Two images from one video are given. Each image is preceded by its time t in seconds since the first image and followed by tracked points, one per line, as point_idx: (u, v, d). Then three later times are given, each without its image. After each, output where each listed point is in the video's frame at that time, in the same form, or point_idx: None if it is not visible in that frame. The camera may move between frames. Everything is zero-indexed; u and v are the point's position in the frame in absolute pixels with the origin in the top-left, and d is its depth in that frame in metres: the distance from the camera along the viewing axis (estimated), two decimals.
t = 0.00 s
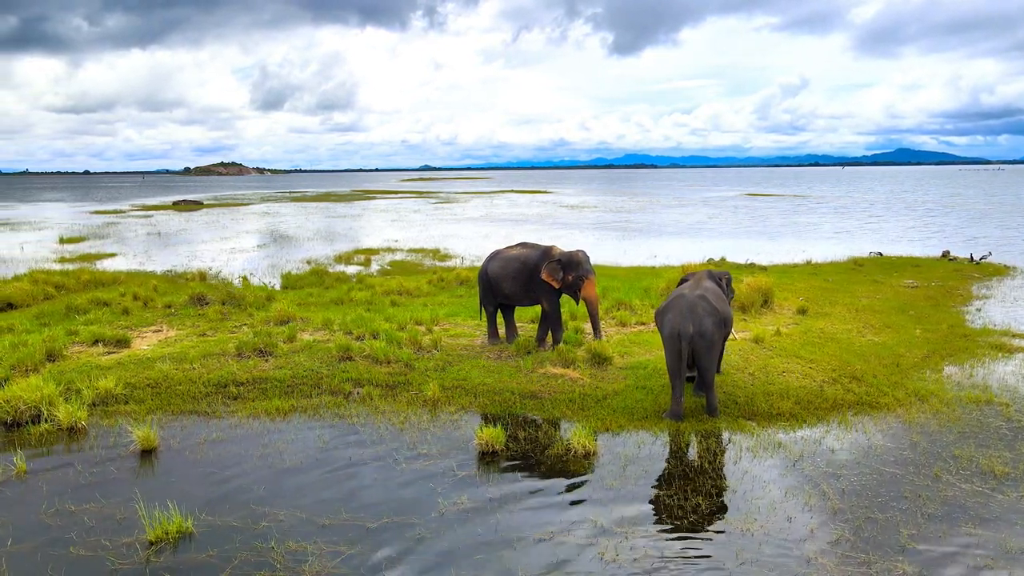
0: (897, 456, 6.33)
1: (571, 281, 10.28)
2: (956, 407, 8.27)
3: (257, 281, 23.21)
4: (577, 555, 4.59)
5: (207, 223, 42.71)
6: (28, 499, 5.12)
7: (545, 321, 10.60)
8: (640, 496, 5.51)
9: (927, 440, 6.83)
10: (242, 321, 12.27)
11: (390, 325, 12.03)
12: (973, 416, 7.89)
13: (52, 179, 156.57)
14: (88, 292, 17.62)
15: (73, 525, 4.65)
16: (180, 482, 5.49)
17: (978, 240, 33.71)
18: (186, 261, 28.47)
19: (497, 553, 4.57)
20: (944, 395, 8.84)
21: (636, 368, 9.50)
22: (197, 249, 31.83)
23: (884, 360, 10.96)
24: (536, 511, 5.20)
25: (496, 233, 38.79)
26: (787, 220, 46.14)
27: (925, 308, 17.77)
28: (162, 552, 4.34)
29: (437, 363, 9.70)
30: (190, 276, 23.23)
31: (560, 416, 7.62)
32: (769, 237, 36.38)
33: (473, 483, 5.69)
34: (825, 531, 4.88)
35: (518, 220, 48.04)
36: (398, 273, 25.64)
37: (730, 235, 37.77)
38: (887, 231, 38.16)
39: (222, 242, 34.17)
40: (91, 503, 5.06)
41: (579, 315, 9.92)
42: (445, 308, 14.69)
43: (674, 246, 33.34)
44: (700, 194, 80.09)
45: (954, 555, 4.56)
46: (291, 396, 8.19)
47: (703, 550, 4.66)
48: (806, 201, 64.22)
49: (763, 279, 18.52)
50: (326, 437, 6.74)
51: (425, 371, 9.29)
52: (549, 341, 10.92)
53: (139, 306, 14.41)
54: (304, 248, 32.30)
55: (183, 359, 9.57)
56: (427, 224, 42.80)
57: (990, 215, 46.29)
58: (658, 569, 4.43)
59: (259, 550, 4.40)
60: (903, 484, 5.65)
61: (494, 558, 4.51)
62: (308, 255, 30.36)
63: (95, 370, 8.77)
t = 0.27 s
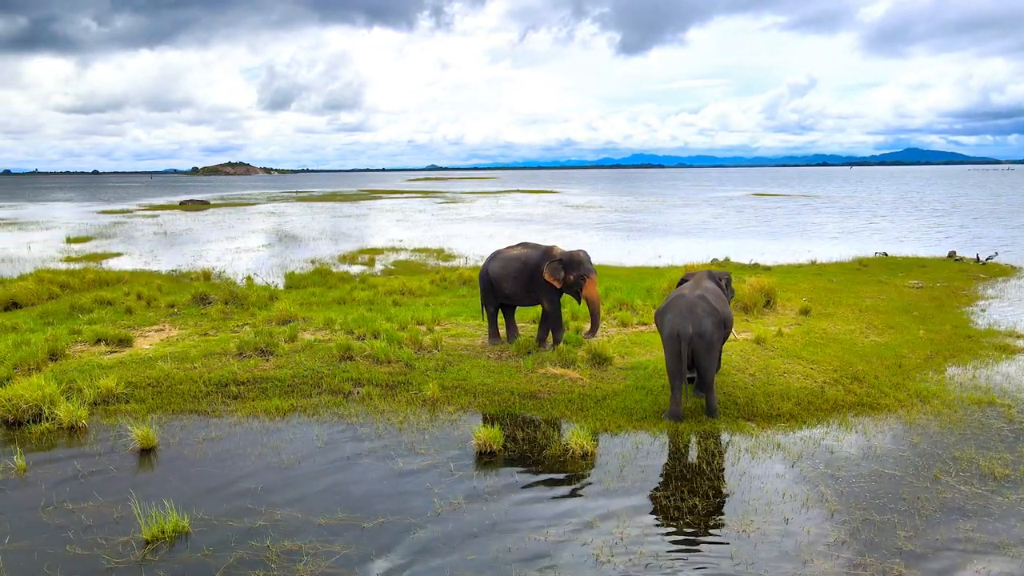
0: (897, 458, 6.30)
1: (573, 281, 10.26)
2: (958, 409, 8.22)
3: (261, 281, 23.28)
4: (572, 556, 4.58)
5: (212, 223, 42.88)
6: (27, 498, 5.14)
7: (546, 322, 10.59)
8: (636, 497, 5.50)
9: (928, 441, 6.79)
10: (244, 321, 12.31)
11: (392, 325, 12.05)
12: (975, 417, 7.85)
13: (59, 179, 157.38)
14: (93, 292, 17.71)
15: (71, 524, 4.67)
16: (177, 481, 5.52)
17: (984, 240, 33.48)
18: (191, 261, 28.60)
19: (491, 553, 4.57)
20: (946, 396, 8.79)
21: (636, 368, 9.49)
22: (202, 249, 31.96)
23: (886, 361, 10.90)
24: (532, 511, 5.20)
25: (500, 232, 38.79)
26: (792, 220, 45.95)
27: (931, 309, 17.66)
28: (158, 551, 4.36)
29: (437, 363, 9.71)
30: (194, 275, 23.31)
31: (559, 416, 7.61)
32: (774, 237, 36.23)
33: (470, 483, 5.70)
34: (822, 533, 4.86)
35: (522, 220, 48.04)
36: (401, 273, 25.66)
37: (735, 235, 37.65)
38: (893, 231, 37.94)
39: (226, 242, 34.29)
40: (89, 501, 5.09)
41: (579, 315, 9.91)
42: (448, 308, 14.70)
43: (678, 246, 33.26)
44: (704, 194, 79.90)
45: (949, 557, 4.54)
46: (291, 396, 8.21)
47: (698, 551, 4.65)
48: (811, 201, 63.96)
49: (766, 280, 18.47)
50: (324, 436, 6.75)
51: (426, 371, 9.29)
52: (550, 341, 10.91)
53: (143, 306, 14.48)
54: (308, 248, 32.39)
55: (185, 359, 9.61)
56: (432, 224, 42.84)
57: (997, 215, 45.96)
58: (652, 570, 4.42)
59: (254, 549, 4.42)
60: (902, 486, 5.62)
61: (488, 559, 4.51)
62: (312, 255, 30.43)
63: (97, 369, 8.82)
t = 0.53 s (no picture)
0: (896, 459, 6.27)
1: (574, 281, 10.27)
2: (960, 410, 8.18)
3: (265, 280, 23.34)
4: (567, 556, 4.58)
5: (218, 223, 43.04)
6: (25, 497, 5.17)
7: (546, 322, 10.58)
8: (633, 498, 5.50)
9: (929, 443, 6.75)
10: (246, 320, 12.35)
11: (393, 324, 12.07)
12: (976, 418, 7.81)
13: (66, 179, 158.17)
14: (98, 291, 17.78)
15: (68, 522, 4.70)
16: (175, 480, 5.54)
17: (991, 240, 33.30)
18: (197, 261, 28.71)
19: (486, 554, 4.58)
20: (949, 397, 8.74)
21: (636, 368, 9.47)
22: (207, 249, 32.08)
23: (889, 362, 10.85)
24: (528, 511, 5.20)
25: (504, 232, 38.79)
26: (797, 220, 45.79)
27: (936, 310, 17.58)
28: (155, 550, 4.38)
29: (437, 362, 9.72)
30: (198, 275, 23.39)
31: (558, 416, 7.61)
32: (778, 237, 36.12)
33: (466, 483, 5.71)
34: (818, 535, 4.85)
35: (527, 220, 48.06)
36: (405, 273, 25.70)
37: (739, 236, 37.56)
38: (898, 232, 37.76)
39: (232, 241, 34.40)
40: (87, 500, 5.11)
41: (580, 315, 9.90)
42: (450, 308, 14.72)
43: (682, 246, 33.19)
44: (709, 194, 79.73)
45: (947, 560, 4.52)
46: (291, 395, 8.23)
47: (693, 553, 4.65)
48: (817, 201, 63.72)
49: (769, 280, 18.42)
50: (323, 436, 6.77)
51: (426, 371, 9.30)
52: (551, 342, 10.90)
53: (147, 305, 14.54)
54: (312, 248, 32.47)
55: (186, 358, 9.65)
56: (436, 224, 42.88)
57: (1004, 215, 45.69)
58: (646, 571, 4.43)
59: (249, 549, 4.43)
60: (900, 488, 5.60)
61: (482, 559, 4.51)
62: (316, 254, 30.51)
63: (99, 368, 8.86)
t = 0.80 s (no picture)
0: (895, 460, 6.24)
1: (575, 281, 10.28)
2: (961, 411, 8.14)
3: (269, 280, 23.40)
4: (561, 556, 4.58)
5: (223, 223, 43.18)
6: (24, 495, 5.20)
7: (547, 322, 10.57)
8: (629, 498, 5.49)
9: (929, 444, 6.73)
10: (248, 320, 12.39)
11: (395, 324, 12.08)
12: (977, 420, 7.77)
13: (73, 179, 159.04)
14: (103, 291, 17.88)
15: (65, 521, 4.72)
16: (173, 479, 5.57)
17: (997, 241, 33.13)
18: (202, 260, 28.82)
19: (481, 554, 4.58)
20: (950, 398, 8.70)
21: (636, 368, 9.46)
22: (212, 248, 32.18)
23: (891, 362, 10.81)
24: (524, 512, 5.20)
25: (508, 232, 38.77)
26: (802, 220, 45.64)
27: (940, 310, 17.50)
28: (150, 549, 4.40)
29: (438, 362, 9.73)
30: (203, 275, 23.47)
31: (557, 416, 7.61)
32: (783, 237, 36.00)
33: (463, 483, 5.71)
34: (815, 536, 4.84)
35: (531, 220, 48.05)
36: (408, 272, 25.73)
37: (743, 236, 37.47)
38: (903, 232, 37.61)
39: (236, 241, 34.50)
40: (85, 498, 5.14)
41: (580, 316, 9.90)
42: (452, 308, 14.73)
43: (686, 246, 33.13)
44: (714, 194, 79.58)
45: (944, 562, 4.50)
46: (291, 394, 8.26)
47: (687, 554, 4.64)
48: (822, 201, 63.50)
49: (772, 280, 18.36)
50: (322, 435, 6.78)
51: (426, 371, 9.31)
52: (552, 342, 10.90)
53: (150, 305, 14.59)
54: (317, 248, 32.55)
55: (188, 357, 9.69)
56: (440, 224, 42.90)
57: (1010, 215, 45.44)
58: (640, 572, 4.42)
59: (244, 548, 4.45)
60: (899, 489, 5.58)
61: (476, 559, 4.52)
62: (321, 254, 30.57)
63: (100, 367, 8.90)
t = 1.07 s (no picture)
0: (894, 462, 6.22)
1: (576, 282, 10.27)
2: (962, 412, 8.10)
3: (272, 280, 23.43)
4: (556, 557, 4.58)
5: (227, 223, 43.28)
6: (22, 493, 5.23)
7: (547, 322, 10.57)
8: (626, 498, 5.48)
9: (929, 446, 6.69)
10: (250, 319, 12.42)
11: (396, 324, 12.10)
12: (978, 421, 7.74)
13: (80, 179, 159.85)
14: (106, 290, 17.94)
15: (62, 519, 4.74)
16: (170, 478, 5.59)
17: (1002, 241, 32.96)
18: (206, 260, 28.89)
19: (475, 554, 4.58)
20: (952, 399, 8.66)
21: (636, 369, 9.45)
22: (215, 248, 32.24)
23: (892, 363, 10.77)
24: (519, 512, 5.20)
25: (512, 232, 38.74)
26: (807, 220, 45.49)
27: (944, 311, 17.41)
28: (146, 548, 4.41)
29: (438, 362, 9.73)
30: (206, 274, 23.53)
31: (556, 417, 7.60)
32: (787, 237, 35.89)
33: (459, 483, 5.70)
34: (811, 538, 4.81)
35: (534, 220, 48.02)
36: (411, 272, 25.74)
37: (747, 236, 37.37)
38: (908, 232, 37.45)
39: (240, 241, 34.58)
40: (83, 497, 5.16)
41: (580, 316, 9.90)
42: (453, 308, 14.73)
43: (690, 246, 33.05)
44: (718, 194, 79.41)
45: (941, 565, 4.47)
46: (290, 394, 8.28)
47: (683, 555, 4.63)
48: (827, 201, 63.26)
49: (774, 280, 18.30)
50: (320, 435, 6.80)
51: (426, 371, 9.32)
52: (553, 342, 10.89)
53: (153, 304, 14.63)
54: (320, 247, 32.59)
55: (188, 356, 9.73)
56: (443, 224, 42.90)
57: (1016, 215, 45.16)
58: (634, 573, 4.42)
59: (239, 547, 4.46)
60: (897, 490, 5.55)
61: (470, 559, 4.52)
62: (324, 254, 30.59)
63: (101, 367, 8.93)
